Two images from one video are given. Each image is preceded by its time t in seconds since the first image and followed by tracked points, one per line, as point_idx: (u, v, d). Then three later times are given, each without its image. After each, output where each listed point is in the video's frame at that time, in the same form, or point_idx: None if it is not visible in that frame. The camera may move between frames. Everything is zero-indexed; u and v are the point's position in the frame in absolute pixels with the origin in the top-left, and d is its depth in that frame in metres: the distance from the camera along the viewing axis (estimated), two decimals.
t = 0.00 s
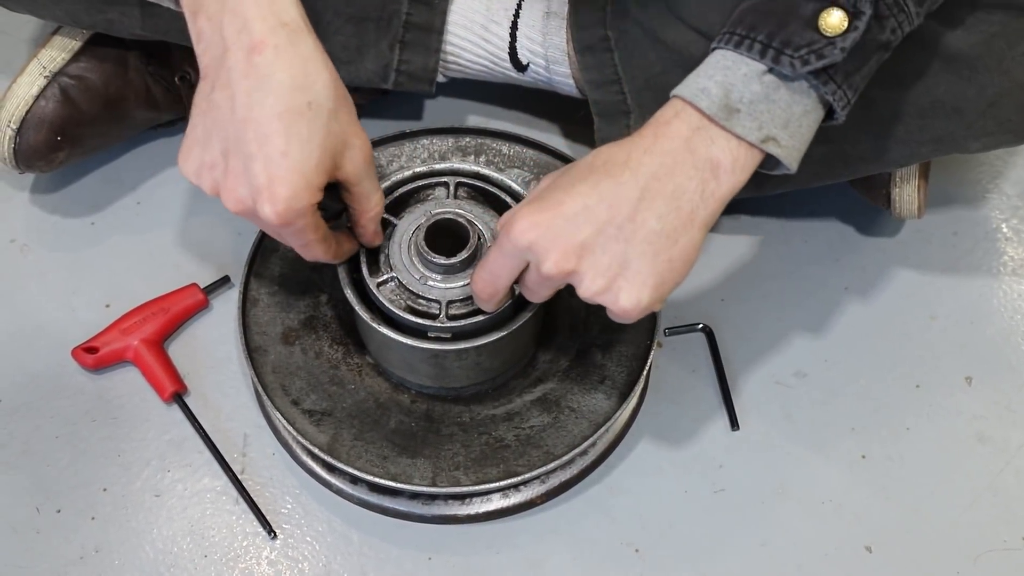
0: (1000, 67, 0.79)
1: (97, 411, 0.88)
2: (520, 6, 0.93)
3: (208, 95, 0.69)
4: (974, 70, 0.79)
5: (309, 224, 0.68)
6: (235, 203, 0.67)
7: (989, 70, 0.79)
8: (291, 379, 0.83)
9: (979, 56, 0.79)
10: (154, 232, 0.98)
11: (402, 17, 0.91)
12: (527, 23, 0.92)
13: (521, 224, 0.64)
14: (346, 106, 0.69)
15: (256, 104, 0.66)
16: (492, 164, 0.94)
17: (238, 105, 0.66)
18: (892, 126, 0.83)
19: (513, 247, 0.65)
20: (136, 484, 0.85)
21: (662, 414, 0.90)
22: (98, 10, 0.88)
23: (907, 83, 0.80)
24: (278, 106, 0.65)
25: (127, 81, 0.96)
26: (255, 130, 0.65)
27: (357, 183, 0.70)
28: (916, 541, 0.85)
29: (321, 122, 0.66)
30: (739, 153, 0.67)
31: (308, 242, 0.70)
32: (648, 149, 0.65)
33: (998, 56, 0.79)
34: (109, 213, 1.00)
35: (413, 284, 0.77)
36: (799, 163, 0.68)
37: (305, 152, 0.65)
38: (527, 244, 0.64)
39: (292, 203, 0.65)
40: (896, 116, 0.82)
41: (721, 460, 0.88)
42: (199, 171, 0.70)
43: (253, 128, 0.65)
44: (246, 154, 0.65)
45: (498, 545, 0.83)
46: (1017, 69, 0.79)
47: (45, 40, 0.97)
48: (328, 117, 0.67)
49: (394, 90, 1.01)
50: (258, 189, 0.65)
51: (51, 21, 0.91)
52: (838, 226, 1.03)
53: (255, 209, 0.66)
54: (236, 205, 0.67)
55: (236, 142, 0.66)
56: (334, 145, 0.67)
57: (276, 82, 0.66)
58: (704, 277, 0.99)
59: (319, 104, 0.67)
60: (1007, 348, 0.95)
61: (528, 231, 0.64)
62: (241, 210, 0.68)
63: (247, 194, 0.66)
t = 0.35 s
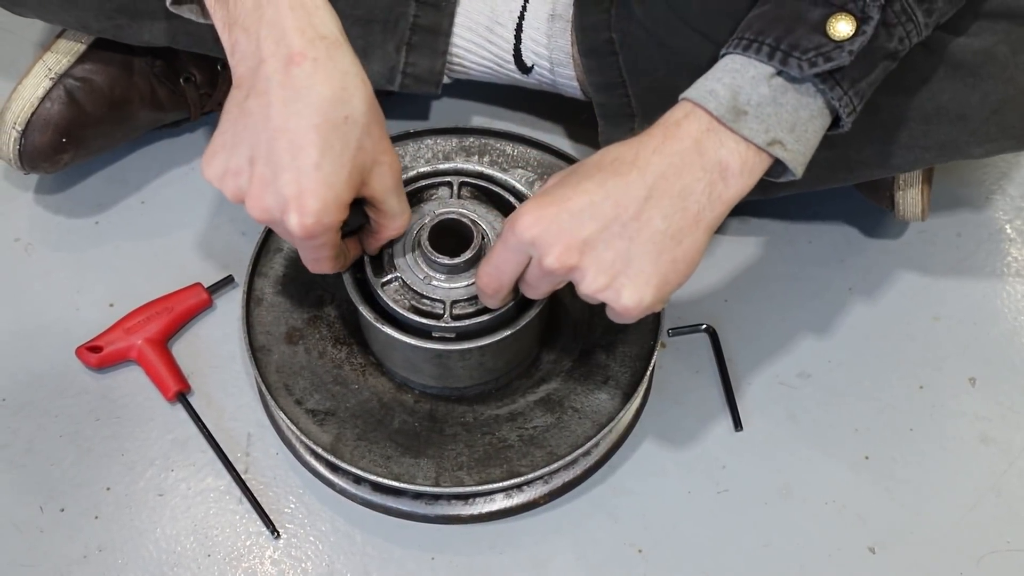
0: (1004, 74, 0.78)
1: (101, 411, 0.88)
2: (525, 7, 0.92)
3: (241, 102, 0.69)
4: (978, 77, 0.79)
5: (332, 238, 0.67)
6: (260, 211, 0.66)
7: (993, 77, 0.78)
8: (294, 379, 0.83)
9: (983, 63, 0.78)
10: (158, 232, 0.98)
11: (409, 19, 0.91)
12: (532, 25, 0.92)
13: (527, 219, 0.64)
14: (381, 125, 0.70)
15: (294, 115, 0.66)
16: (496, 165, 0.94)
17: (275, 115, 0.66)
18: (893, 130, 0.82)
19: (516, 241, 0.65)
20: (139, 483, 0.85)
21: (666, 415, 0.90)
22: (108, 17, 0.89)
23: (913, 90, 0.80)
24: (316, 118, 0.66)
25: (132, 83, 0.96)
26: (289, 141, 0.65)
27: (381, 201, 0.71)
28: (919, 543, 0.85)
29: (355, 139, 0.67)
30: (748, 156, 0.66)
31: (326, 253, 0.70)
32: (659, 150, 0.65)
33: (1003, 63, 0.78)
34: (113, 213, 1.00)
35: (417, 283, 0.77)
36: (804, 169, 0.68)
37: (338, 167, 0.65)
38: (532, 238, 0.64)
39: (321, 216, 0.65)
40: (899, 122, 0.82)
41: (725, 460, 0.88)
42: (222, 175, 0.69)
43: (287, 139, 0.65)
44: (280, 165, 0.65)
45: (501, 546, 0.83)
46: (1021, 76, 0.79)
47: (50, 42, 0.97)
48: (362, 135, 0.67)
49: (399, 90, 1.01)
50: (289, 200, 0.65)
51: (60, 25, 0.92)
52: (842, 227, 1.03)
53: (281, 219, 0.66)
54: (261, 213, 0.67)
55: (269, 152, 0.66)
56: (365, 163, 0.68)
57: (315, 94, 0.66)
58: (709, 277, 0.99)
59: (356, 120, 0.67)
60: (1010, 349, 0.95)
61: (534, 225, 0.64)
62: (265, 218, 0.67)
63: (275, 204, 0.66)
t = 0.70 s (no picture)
0: (1002, 75, 0.78)
1: (102, 409, 0.88)
2: (526, 6, 0.92)
3: (240, 101, 0.69)
4: (978, 78, 0.79)
5: (334, 237, 0.68)
6: (261, 212, 0.67)
7: (993, 79, 0.78)
8: (294, 379, 0.83)
9: (982, 65, 0.78)
10: (159, 231, 0.98)
11: (413, 16, 0.92)
12: (532, 25, 0.92)
13: (525, 209, 0.65)
14: (379, 122, 0.70)
15: (293, 115, 0.66)
16: (496, 163, 0.94)
17: (274, 115, 0.66)
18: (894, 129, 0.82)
19: (515, 233, 0.65)
20: (140, 482, 0.85)
21: (666, 414, 0.91)
22: (115, 18, 0.89)
23: (913, 91, 0.80)
24: (315, 118, 0.65)
25: (134, 83, 0.97)
26: (288, 141, 0.65)
27: (380, 199, 0.71)
28: (918, 541, 0.85)
29: (354, 137, 0.67)
30: (749, 155, 0.67)
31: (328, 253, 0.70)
32: (660, 146, 0.66)
33: (1001, 64, 0.78)
34: (114, 211, 1.00)
35: (417, 281, 0.77)
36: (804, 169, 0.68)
37: (338, 167, 0.65)
38: (529, 228, 0.64)
39: (322, 216, 0.65)
40: (899, 121, 0.82)
41: (724, 459, 0.89)
42: (224, 176, 0.69)
43: (287, 139, 0.65)
44: (280, 166, 0.65)
45: (502, 544, 0.83)
46: (1020, 78, 0.78)
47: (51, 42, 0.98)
48: (361, 132, 0.67)
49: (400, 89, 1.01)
50: (290, 201, 0.65)
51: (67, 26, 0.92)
52: (842, 227, 1.03)
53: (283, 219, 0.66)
54: (262, 214, 0.67)
55: (269, 153, 0.66)
56: (363, 161, 0.68)
57: (313, 93, 0.66)
58: (709, 276, 0.99)
59: (355, 119, 0.67)
60: (1010, 348, 0.96)
61: (531, 216, 0.64)
62: (267, 218, 0.67)
63: (276, 204, 0.66)
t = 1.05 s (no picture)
0: (1003, 87, 0.78)
1: (102, 407, 0.88)
2: (527, 8, 0.92)
3: (257, 105, 0.69)
4: (978, 90, 0.78)
5: (351, 237, 0.67)
6: (281, 211, 0.67)
7: (993, 90, 0.78)
8: (294, 377, 0.83)
9: (982, 77, 0.78)
10: (160, 229, 0.99)
11: (417, 14, 0.92)
12: (533, 27, 0.92)
13: (529, 208, 0.65)
14: (393, 125, 0.70)
15: (315, 115, 0.66)
16: (497, 163, 0.94)
17: (295, 116, 0.66)
18: (895, 137, 0.82)
19: (518, 231, 0.66)
20: (139, 479, 0.85)
21: (665, 414, 0.91)
22: (124, 19, 0.89)
23: (915, 101, 0.80)
24: (336, 118, 0.66)
25: (136, 83, 0.97)
26: (309, 142, 0.65)
27: (395, 202, 0.71)
28: (916, 543, 0.85)
29: (372, 138, 0.67)
30: (754, 171, 0.67)
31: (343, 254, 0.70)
32: (665, 156, 0.66)
33: (1001, 76, 0.78)
34: (115, 209, 1.00)
35: (417, 280, 0.77)
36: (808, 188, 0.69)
37: (358, 166, 0.66)
38: (531, 227, 0.65)
39: (344, 214, 0.65)
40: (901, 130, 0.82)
41: (723, 460, 0.89)
42: (240, 178, 0.69)
43: (308, 139, 0.66)
44: (302, 165, 0.65)
45: (500, 543, 0.84)
46: (1020, 89, 0.78)
47: (54, 41, 0.98)
48: (379, 134, 0.68)
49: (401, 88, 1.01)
50: (311, 199, 0.65)
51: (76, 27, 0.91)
52: (842, 229, 1.03)
53: (303, 218, 0.66)
54: (281, 214, 0.67)
55: (290, 153, 0.66)
56: (381, 162, 0.68)
57: (333, 95, 0.67)
58: (709, 278, 0.99)
59: (374, 120, 0.68)
60: (1009, 351, 0.96)
61: (534, 215, 0.65)
62: (286, 218, 0.67)
63: (297, 203, 0.66)
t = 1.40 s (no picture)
0: (1001, 95, 0.78)
1: (101, 406, 0.89)
2: (526, 10, 0.91)
3: (256, 100, 0.69)
4: (976, 97, 0.78)
5: (343, 234, 0.67)
6: (273, 205, 0.66)
7: (991, 97, 0.78)
8: (294, 376, 0.83)
9: (979, 85, 0.78)
10: (160, 229, 0.99)
11: (417, 16, 0.92)
12: (533, 28, 0.92)
13: (536, 215, 0.64)
14: (390, 125, 0.70)
15: (311, 112, 0.66)
16: (497, 164, 0.94)
17: (291, 112, 0.66)
18: (894, 142, 0.82)
19: (525, 240, 0.65)
20: (138, 478, 0.85)
21: (665, 415, 0.91)
22: (122, 21, 0.89)
23: (913, 106, 0.79)
24: (332, 115, 0.66)
25: (137, 84, 0.97)
26: (304, 137, 0.65)
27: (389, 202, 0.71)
28: (915, 544, 0.85)
29: (368, 137, 0.67)
30: (757, 174, 0.67)
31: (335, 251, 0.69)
32: (667, 160, 0.66)
33: (999, 85, 0.78)
34: (115, 209, 1.00)
35: (417, 280, 0.77)
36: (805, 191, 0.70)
37: (352, 164, 0.65)
38: (539, 234, 0.64)
39: (335, 210, 0.64)
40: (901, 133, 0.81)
41: (722, 461, 0.89)
42: (236, 171, 0.69)
43: (302, 136, 0.65)
44: (295, 160, 0.65)
45: (499, 543, 0.84)
46: (1018, 97, 0.78)
47: (54, 41, 0.98)
48: (375, 133, 0.68)
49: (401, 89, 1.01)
50: (303, 195, 0.64)
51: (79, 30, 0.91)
52: (842, 231, 1.03)
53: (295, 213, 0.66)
54: (274, 208, 0.67)
55: (285, 148, 0.66)
56: (376, 160, 0.68)
57: (330, 92, 0.66)
58: (708, 279, 0.99)
59: (370, 120, 0.67)
60: (1008, 352, 0.96)
61: (542, 222, 0.64)
62: (279, 213, 0.67)
63: (289, 199, 0.65)
